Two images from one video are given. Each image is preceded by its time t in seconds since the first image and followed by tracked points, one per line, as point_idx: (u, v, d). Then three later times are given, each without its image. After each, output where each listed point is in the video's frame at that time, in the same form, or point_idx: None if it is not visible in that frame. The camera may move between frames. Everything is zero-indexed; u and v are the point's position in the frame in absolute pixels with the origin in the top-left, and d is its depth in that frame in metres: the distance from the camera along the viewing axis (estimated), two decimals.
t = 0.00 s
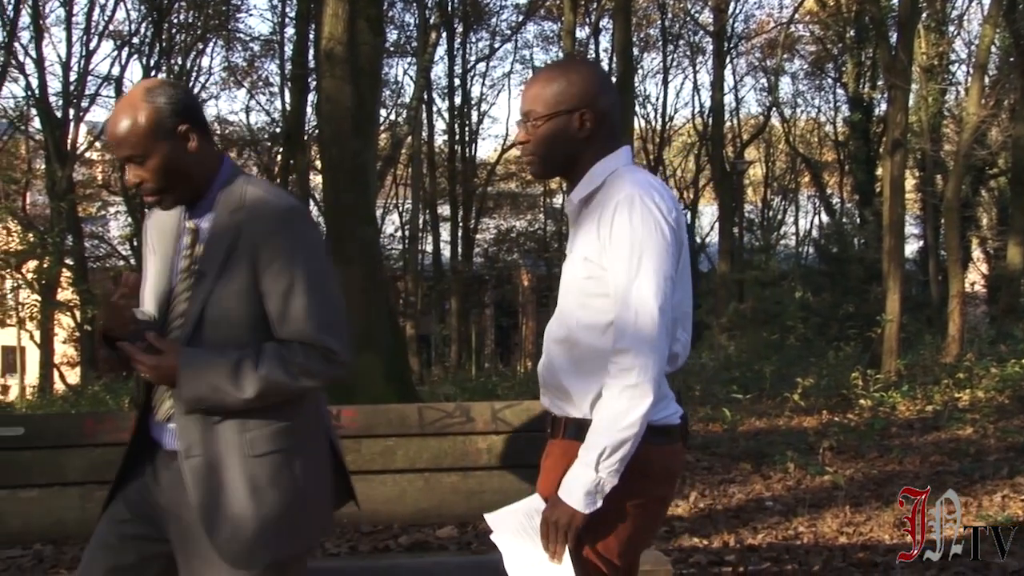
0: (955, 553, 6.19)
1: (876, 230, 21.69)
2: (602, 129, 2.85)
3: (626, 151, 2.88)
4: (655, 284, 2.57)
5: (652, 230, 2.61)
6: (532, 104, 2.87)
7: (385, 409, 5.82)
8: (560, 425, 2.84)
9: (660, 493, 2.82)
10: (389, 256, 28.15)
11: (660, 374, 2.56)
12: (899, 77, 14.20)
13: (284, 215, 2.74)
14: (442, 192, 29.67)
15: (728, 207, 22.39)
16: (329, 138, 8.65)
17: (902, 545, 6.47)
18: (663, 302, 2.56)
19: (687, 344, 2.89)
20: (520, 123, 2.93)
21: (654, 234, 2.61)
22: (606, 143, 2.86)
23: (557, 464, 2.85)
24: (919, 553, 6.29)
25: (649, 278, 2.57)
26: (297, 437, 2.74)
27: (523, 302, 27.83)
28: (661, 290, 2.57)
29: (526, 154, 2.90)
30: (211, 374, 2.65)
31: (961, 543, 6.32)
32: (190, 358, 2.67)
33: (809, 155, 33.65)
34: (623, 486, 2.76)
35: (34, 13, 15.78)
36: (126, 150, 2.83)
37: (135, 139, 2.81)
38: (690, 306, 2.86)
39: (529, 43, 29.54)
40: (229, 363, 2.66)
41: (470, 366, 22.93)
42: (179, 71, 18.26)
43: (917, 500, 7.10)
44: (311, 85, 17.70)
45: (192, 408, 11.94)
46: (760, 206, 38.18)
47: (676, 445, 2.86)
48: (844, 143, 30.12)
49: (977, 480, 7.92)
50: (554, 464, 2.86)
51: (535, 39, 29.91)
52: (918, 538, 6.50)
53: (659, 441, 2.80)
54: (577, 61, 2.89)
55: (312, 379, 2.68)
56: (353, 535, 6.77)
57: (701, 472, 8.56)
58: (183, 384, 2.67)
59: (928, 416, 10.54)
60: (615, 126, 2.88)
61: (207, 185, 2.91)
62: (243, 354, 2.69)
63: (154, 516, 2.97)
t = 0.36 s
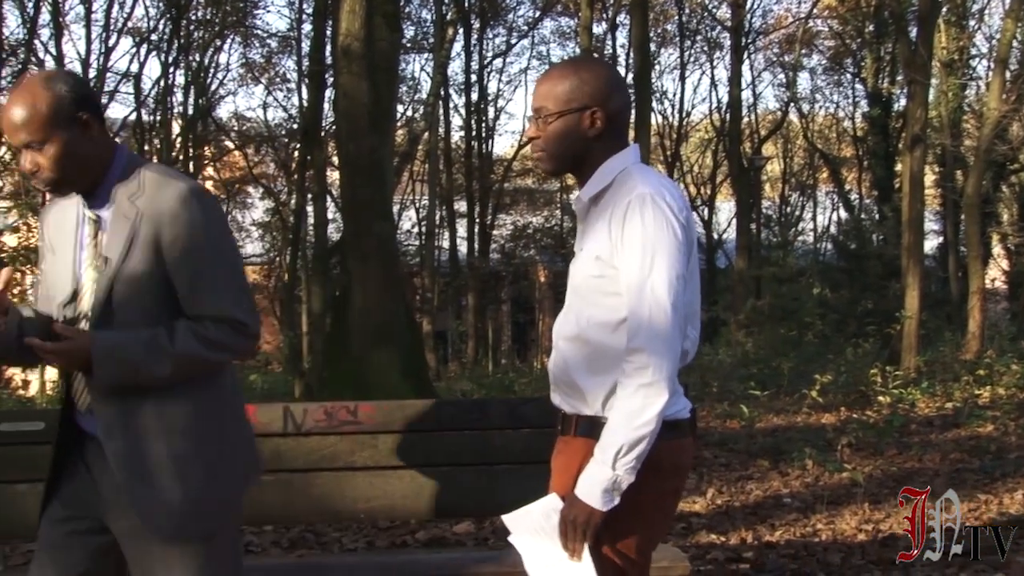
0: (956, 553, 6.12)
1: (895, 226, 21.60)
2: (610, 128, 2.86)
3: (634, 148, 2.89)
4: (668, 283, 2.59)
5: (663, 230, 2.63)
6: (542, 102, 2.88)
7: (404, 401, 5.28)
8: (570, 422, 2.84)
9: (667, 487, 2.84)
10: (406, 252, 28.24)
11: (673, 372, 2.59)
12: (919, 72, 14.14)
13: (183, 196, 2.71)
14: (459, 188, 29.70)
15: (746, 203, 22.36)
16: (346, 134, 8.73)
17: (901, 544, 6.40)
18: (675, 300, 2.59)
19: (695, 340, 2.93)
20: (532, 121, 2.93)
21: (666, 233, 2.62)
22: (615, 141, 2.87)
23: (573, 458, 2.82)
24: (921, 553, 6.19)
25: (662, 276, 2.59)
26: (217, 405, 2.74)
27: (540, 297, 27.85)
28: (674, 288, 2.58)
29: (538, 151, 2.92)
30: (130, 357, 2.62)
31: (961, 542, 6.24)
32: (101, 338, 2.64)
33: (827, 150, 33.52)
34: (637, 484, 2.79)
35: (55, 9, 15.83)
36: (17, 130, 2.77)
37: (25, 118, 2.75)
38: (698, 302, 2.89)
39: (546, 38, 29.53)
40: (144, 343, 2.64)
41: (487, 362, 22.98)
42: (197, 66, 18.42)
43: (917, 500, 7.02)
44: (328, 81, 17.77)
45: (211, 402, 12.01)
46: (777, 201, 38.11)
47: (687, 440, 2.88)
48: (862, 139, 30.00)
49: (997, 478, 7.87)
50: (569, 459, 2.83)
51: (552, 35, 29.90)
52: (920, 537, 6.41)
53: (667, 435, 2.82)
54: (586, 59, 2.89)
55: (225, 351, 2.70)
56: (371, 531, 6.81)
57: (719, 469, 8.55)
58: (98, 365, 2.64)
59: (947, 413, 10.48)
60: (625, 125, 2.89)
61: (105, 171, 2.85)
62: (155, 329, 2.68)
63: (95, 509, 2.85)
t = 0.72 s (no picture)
0: (956, 553, 6.12)
1: (921, 223, 21.44)
2: (621, 128, 2.91)
3: (645, 149, 2.94)
4: (675, 290, 2.63)
5: (671, 235, 2.67)
6: (555, 103, 2.94)
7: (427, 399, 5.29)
8: (583, 426, 2.95)
9: (680, 489, 2.91)
10: (428, 249, 28.26)
11: (682, 378, 2.63)
12: (945, 67, 14.02)
13: (177, 160, 2.91)
14: (481, 184, 29.69)
15: (770, 199, 22.26)
16: (369, 131, 8.73)
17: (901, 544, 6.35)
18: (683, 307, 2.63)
19: (711, 344, 2.96)
20: (545, 120, 2.99)
21: (674, 239, 2.67)
22: (627, 144, 2.92)
23: (584, 465, 2.95)
24: (921, 553, 6.16)
25: (671, 283, 2.63)
26: (200, 367, 2.94)
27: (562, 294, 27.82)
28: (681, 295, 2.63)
29: (551, 149, 2.98)
30: (144, 309, 2.73)
31: (962, 541, 6.23)
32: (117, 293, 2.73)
33: (852, 146, 33.33)
34: (651, 490, 2.88)
35: (80, 7, 15.89)
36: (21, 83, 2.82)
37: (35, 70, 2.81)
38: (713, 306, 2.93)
39: (569, 34, 29.47)
40: (155, 299, 2.76)
41: (509, 358, 22.97)
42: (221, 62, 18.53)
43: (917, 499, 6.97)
44: (351, 77, 17.81)
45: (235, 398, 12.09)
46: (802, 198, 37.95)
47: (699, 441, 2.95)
48: (888, 134, 29.76)
49: None
50: (583, 467, 2.96)
51: (574, 31, 29.83)
52: (920, 536, 6.39)
53: (682, 439, 2.90)
54: (599, 58, 2.95)
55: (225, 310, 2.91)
56: (393, 526, 6.84)
57: (743, 466, 8.53)
58: (120, 323, 2.71)
59: (974, 411, 10.40)
60: (636, 126, 2.93)
61: (92, 140, 2.94)
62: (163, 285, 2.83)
63: (82, 486, 2.90)
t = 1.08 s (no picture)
0: (955, 553, 6.06)
1: (950, 221, 21.25)
2: (625, 129, 2.96)
3: (647, 150, 2.99)
4: (671, 299, 2.67)
5: (668, 243, 2.70)
6: (562, 99, 2.99)
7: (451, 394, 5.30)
8: (577, 429, 2.97)
9: (680, 488, 2.93)
10: (453, 246, 28.29)
11: (676, 386, 2.66)
12: (975, 63, 13.88)
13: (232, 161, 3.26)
14: (506, 182, 29.68)
15: (796, 196, 22.15)
16: (394, 128, 8.76)
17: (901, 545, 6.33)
18: (678, 316, 2.66)
19: (705, 347, 3.00)
20: (550, 116, 3.04)
21: (670, 248, 2.70)
22: (629, 144, 2.97)
23: (578, 471, 2.97)
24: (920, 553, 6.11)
25: (666, 292, 2.67)
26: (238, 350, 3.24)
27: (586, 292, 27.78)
28: (676, 304, 2.67)
29: (553, 144, 3.04)
30: (220, 289, 3.06)
31: (961, 541, 6.20)
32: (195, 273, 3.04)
33: (880, 143, 33.13)
34: (647, 493, 2.89)
35: (107, 5, 16.00)
36: (102, 65, 3.06)
37: (117, 57, 3.06)
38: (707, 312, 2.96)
39: (594, 31, 29.42)
40: (229, 277, 3.10)
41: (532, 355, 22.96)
42: (246, 60, 18.64)
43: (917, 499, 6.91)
44: (376, 75, 17.85)
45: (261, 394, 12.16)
46: (828, 195, 37.78)
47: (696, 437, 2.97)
48: (915, 131, 29.50)
49: None
50: (578, 471, 2.97)
51: (599, 28, 29.77)
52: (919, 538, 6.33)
53: (680, 438, 2.92)
54: (608, 57, 3.00)
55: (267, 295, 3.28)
56: (419, 523, 6.86)
57: (768, 465, 8.50)
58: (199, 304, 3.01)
59: (1004, 410, 10.30)
60: (640, 126, 2.98)
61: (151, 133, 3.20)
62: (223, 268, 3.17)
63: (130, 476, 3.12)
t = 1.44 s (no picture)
0: (955, 553, 6.06)
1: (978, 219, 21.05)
2: (611, 128, 2.96)
3: (631, 150, 3.00)
4: (661, 303, 2.68)
5: (659, 246, 2.71)
6: (546, 96, 2.98)
7: (475, 393, 5.30)
8: (565, 432, 2.97)
9: (671, 487, 2.95)
10: (476, 245, 28.31)
11: (668, 387, 2.68)
12: (1003, 60, 13.75)
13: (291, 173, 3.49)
14: (529, 180, 29.66)
15: (820, 195, 22.04)
16: (417, 127, 8.76)
17: (901, 544, 6.32)
18: (668, 318, 2.68)
19: (691, 345, 3.02)
20: (534, 115, 3.04)
21: (661, 250, 2.71)
22: (612, 143, 2.97)
23: (569, 472, 2.96)
24: (921, 553, 6.10)
25: (657, 294, 2.68)
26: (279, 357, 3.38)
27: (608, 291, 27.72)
28: (666, 306, 2.68)
29: (538, 143, 3.03)
30: (298, 294, 3.28)
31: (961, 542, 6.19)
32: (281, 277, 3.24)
33: (905, 141, 32.95)
34: (640, 494, 2.90)
35: (133, 6, 16.10)
36: (196, 74, 3.18)
37: (211, 66, 3.20)
38: (692, 312, 2.98)
39: (617, 30, 29.35)
40: (303, 283, 3.33)
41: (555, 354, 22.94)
42: (270, 60, 18.76)
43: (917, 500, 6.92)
44: (399, 75, 17.88)
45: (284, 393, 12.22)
46: (853, 194, 37.60)
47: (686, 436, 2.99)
48: (942, 129, 29.27)
49: None
50: (567, 474, 2.96)
51: (622, 26, 29.71)
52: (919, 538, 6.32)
53: (669, 438, 2.94)
54: (592, 53, 2.99)
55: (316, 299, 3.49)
56: (441, 522, 6.86)
57: (793, 465, 8.45)
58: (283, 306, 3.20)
59: None
60: (625, 125, 2.98)
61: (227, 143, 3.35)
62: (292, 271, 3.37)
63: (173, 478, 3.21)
